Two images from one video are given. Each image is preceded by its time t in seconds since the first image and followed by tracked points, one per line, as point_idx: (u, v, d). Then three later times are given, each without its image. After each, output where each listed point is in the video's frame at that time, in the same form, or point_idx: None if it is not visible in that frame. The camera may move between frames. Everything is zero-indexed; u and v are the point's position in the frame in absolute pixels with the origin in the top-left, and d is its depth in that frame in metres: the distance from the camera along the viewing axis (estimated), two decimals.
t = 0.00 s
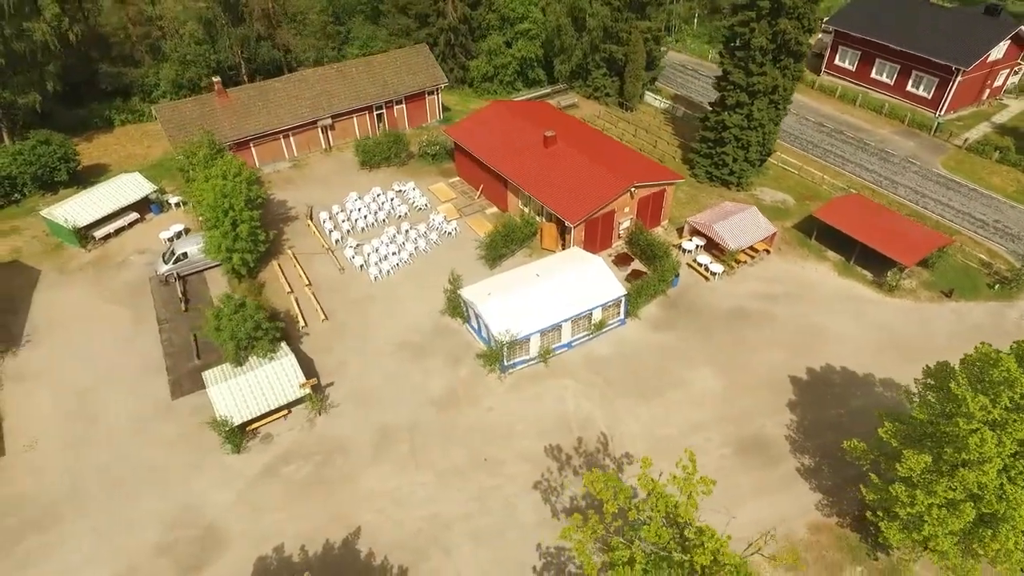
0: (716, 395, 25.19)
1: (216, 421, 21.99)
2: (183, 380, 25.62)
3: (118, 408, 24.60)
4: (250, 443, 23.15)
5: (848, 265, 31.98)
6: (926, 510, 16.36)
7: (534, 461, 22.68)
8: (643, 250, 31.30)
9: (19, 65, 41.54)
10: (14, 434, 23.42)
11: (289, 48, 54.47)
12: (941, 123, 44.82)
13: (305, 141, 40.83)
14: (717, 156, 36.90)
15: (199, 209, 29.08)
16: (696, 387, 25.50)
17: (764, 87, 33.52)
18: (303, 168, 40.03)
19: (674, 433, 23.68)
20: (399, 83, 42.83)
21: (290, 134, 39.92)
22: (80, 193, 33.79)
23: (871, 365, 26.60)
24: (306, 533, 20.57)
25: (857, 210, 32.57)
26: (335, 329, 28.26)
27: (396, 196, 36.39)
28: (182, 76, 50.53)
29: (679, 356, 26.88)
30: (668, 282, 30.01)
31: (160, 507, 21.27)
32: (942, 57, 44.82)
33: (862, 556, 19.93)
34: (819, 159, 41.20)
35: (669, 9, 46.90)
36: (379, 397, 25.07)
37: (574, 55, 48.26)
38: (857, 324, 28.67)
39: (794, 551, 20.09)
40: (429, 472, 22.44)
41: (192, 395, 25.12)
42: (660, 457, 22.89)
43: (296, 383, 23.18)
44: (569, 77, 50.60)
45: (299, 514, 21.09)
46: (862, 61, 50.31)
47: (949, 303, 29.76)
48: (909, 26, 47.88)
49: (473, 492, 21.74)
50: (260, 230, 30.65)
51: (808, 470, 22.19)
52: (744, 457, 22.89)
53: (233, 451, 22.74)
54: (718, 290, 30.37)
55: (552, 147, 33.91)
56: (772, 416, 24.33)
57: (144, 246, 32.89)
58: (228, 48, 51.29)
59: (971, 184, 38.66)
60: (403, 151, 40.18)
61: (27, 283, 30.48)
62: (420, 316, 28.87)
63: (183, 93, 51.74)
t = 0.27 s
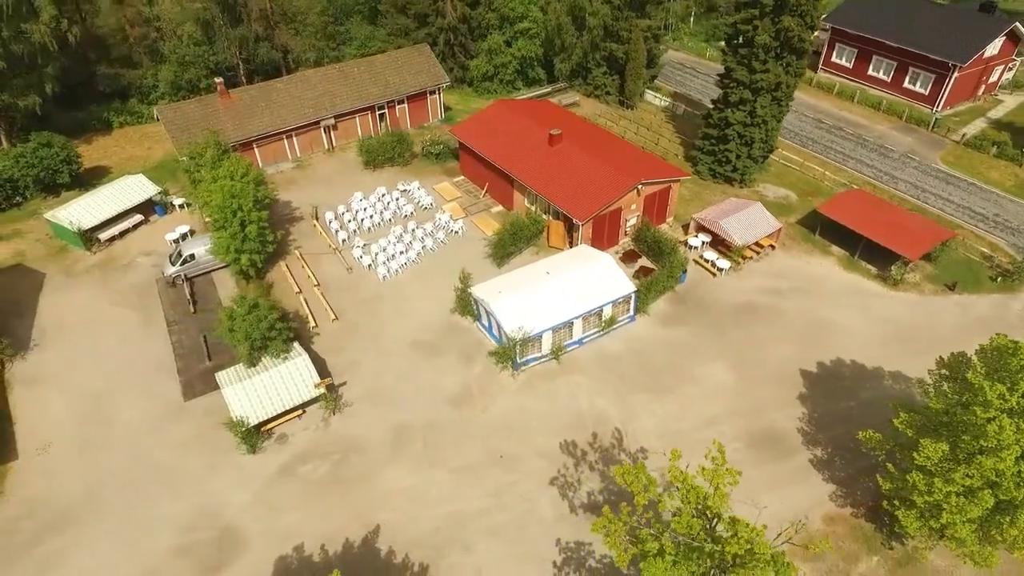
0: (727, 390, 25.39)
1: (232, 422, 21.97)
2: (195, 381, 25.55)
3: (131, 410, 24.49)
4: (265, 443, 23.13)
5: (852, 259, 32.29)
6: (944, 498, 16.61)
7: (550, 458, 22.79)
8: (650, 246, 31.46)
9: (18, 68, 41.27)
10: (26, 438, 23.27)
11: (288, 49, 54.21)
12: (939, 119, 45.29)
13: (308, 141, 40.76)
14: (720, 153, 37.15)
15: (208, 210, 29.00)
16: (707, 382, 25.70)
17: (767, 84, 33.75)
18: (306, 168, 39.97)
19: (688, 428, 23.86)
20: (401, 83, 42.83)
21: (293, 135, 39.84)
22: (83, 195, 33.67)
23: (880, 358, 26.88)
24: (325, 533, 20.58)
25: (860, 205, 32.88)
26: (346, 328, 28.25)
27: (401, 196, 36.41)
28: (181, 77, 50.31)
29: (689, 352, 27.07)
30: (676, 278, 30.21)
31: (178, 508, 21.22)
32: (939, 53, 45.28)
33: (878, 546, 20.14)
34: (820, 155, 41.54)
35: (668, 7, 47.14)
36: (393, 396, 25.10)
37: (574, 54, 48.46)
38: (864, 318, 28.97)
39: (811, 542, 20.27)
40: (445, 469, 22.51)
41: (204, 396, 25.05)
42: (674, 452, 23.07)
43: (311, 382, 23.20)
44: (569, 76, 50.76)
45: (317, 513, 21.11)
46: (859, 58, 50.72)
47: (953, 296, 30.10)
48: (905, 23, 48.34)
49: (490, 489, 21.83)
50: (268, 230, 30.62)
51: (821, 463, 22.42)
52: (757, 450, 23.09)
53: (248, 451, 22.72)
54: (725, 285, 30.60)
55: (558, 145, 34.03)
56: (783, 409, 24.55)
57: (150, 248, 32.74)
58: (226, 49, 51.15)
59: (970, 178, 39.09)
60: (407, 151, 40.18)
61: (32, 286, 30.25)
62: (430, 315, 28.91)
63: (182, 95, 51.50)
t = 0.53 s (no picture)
0: (735, 382, 25.73)
1: (245, 424, 21.88)
2: (203, 385, 25.37)
3: (139, 415, 24.27)
4: (278, 445, 23.05)
5: (850, 252, 32.81)
6: (957, 481, 16.97)
7: (564, 453, 22.96)
8: (653, 242, 31.75)
9: (8, 72, 40.69)
10: (34, 445, 22.99)
11: (280, 51, 53.78)
12: (927, 113, 46.13)
13: (305, 142, 40.59)
14: (717, 149, 37.55)
15: (211, 212, 28.82)
16: (714, 375, 26.02)
17: (764, 80, 34.22)
18: (304, 170, 39.81)
19: (698, 421, 24.15)
20: (397, 83, 42.80)
21: (290, 137, 39.67)
22: (79, 201, 33.31)
23: (882, 348, 27.38)
24: (344, 533, 20.57)
25: (857, 199, 33.44)
26: (353, 329, 28.21)
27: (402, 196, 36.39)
28: (173, 80, 49.84)
29: (696, 345, 27.39)
30: (680, 273, 30.51)
31: (193, 512, 21.08)
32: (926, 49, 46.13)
33: (890, 531, 20.50)
34: (813, 150, 42.13)
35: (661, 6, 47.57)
36: (404, 395, 25.14)
37: (568, 52, 48.72)
38: (864, 309, 29.47)
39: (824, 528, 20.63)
40: (461, 466, 22.59)
41: (214, 399, 24.88)
42: (686, 444, 23.35)
43: (325, 383, 23.23)
44: (563, 75, 50.99)
45: (334, 514, 21.09)
46: (848, 54, 51.50)
47: (950, 286, 30.71)
48: (892, 20, 49.16)
49: (506, 485, 21.94)
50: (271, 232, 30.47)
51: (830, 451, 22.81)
52: (768, 440, 23.43)
53: (262, 454, 22.62)
54: (728, 279, 30.97)
55: (559, 143, 34.25)
56: (791, 400, 24.92)
57: (150, 252, 32.43)
58: (218, 51, 50.67)
59: (960, 171, 39.86)
60: (405, 151, 40.14)
61: (31, 292, 29.86)
62: (437, 314, 28.97)
63: (173, 98, 50.89)
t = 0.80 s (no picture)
0: (740, 373, 26.14)
1: (258, 427, 21.82)
2: (210, 389, 25.19)
3: (146, 421, 24.04)
4: (290, 447, 22.98)
5: (845, 243, 33.41)
6: (966, 463, 17.43)
7: (576, 447, 23.17)
8: (652, 237, 32.08)
9: None
10: (41, 454, 22.69)
11: (268, 53, 53.45)
12: (912, 106, 47.09)
13: (299, 144, 40.38)
14: (711, 145, 38.00)
15: (212, 215, 28.61)
16: (719, 367, 26.40)
17: (757, 76, 34.75)
18: (299, 172, 39.62)
19: (706, 412, 24.50)
20: (390, 84, 42.72)
21: (285, 139, 39.45)
22: (72, 207, 32.78)
23: (880, 336, 27.96)
24: (361, 532, 20.57)
25: (850, 191, 34.08)
26: (358, 329, 28.16)
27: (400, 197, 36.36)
28: (161, 84, 49.28)
29: (700, 338, 27.76)
30: (681, 267, 30.89)
31: (207, 517, 20.95)
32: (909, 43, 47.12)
33: (898, 514, 20.97)
34: (803, 144, 42.79)
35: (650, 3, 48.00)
36: (413, 394, 25.18)
37: (559, 51, 49.00)
38: (861, 299, 30.06)
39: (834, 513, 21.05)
40: (475, 463, 22.70)
41: (222, 404, 24.72)
42: (696, 435, 23.68)
43: (336, 384, 23.36)
44: (554, 73, 51.21)
45: (351, 514, 21.09)
46: (833, 50, 52.36)
47: (942, 274, 31.42)
48: (876, 15, 50.13)
49: (521, 481, 22.09)
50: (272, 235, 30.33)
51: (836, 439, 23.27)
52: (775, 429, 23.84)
53: (274, 456, 22.57)
54: (727, 272, 31.39)
55: (556, 140, 34.45)
56: (795, 389, 25.37)
57: (147, 257, 32.07)
58: (205, 53, 50.18)
59: (946, 162, 40.74)
60: (400, 151, 40.11)
61: (28, 300, 29.40)
62: (442, 313, 29.00)
63: (160, 102, 50.00)
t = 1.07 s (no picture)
0: (744, 365, 26.44)
1: (269, 429, 21.75)
2: (216, 392, 25.01)
3: (152, 425, 23.81)
4: (299, 449, 22.89)
5: (841, 236, 33.91)
6: (973, 448, 17.85)
7: (586, 442, 23.31)
8: (652, 233, 32.35)
9: None
10: (46, 462, 22.38)
11: (258, 55, 53.14)
12: (899, 101, 47.86)
13: (294, 146, 40.16)
14: (706, 141, 38.38)
15: (212, 218, 28.41)
16: (723, 360, 26.69)
17: (751, 72, 35.15)
18: (295, 174, 39.42)
19: (712, 404, 24.76)
20: (384, 84, 42.63)
21: (279, 140, 39.22)
22: (66, 212, 32.40)
23: (879, 326, 28.43)
24: (375, 531, 20.55)
25: (844, 185, 34.60)
26: (362, 329, 28.10)
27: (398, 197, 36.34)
28: (150, 87, 48.77)
29: (703, 332, 28.05)
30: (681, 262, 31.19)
31: (219, 520, 20.81)
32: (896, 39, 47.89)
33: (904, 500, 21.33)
34: (795, 140, 43.34)
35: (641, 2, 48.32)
36: (421, 393, 25.18)
37: (551, 49, 49.14)
38: (858, 290, 30.53)
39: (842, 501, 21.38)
40: (486, 460, 22.76)
41: (228, 406, 24.55)
42: (703, 427, 23.92)
43: (345, 384, 23.38)
44: (546, 72, 51.36)
45: (364, 513, 21.04)
46: (820, 46, 53.05)
47: (936, 265, 32.00)
48: (862, 11, 50.85)
49: (533, 476, 22.18)
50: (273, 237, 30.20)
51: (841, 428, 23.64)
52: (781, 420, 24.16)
53: (284, 458, 22.49)
54: (726, 266, 31.74)
55: (554, 138, 34.60)
56: (799, 380, 25.72)
57: (145, 261, 31.74)
58: (194, 55, 49.74)
59: (935, 155, 41.47)
60: (396, 151, 40.05)
61: (24, 306, 28.98)
62: (445, 312, 29.02)
63: (150, 105, 49.58)
